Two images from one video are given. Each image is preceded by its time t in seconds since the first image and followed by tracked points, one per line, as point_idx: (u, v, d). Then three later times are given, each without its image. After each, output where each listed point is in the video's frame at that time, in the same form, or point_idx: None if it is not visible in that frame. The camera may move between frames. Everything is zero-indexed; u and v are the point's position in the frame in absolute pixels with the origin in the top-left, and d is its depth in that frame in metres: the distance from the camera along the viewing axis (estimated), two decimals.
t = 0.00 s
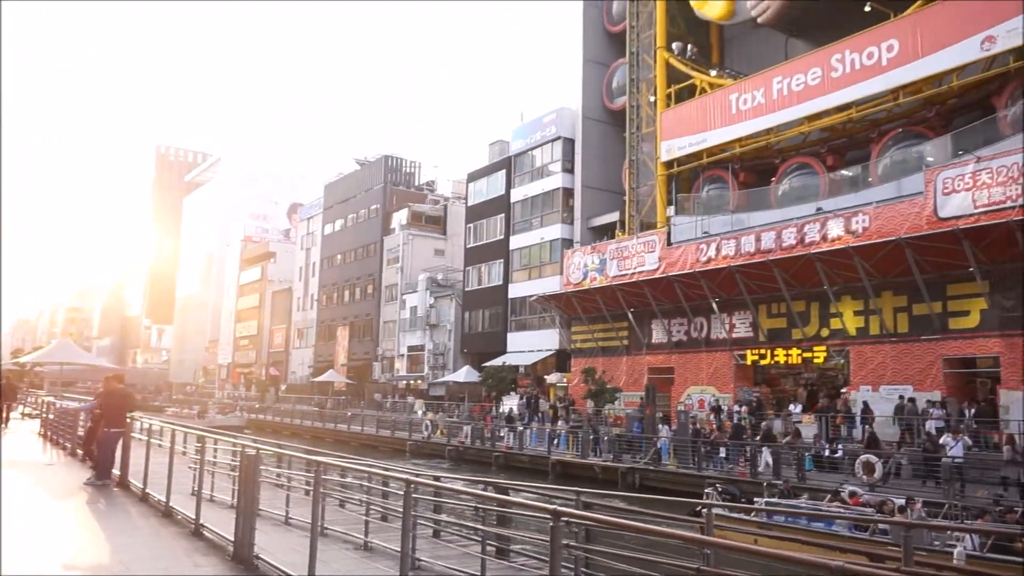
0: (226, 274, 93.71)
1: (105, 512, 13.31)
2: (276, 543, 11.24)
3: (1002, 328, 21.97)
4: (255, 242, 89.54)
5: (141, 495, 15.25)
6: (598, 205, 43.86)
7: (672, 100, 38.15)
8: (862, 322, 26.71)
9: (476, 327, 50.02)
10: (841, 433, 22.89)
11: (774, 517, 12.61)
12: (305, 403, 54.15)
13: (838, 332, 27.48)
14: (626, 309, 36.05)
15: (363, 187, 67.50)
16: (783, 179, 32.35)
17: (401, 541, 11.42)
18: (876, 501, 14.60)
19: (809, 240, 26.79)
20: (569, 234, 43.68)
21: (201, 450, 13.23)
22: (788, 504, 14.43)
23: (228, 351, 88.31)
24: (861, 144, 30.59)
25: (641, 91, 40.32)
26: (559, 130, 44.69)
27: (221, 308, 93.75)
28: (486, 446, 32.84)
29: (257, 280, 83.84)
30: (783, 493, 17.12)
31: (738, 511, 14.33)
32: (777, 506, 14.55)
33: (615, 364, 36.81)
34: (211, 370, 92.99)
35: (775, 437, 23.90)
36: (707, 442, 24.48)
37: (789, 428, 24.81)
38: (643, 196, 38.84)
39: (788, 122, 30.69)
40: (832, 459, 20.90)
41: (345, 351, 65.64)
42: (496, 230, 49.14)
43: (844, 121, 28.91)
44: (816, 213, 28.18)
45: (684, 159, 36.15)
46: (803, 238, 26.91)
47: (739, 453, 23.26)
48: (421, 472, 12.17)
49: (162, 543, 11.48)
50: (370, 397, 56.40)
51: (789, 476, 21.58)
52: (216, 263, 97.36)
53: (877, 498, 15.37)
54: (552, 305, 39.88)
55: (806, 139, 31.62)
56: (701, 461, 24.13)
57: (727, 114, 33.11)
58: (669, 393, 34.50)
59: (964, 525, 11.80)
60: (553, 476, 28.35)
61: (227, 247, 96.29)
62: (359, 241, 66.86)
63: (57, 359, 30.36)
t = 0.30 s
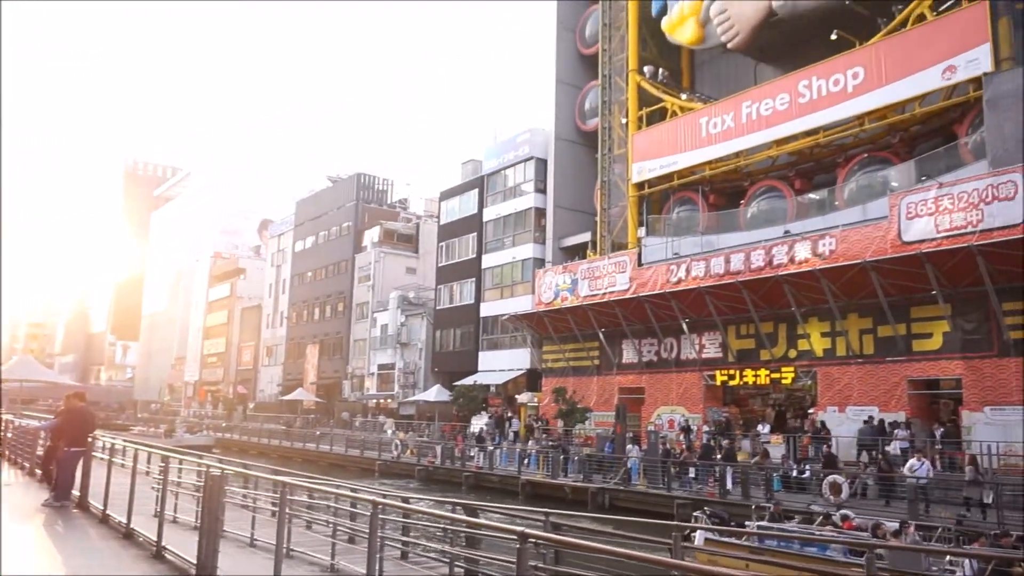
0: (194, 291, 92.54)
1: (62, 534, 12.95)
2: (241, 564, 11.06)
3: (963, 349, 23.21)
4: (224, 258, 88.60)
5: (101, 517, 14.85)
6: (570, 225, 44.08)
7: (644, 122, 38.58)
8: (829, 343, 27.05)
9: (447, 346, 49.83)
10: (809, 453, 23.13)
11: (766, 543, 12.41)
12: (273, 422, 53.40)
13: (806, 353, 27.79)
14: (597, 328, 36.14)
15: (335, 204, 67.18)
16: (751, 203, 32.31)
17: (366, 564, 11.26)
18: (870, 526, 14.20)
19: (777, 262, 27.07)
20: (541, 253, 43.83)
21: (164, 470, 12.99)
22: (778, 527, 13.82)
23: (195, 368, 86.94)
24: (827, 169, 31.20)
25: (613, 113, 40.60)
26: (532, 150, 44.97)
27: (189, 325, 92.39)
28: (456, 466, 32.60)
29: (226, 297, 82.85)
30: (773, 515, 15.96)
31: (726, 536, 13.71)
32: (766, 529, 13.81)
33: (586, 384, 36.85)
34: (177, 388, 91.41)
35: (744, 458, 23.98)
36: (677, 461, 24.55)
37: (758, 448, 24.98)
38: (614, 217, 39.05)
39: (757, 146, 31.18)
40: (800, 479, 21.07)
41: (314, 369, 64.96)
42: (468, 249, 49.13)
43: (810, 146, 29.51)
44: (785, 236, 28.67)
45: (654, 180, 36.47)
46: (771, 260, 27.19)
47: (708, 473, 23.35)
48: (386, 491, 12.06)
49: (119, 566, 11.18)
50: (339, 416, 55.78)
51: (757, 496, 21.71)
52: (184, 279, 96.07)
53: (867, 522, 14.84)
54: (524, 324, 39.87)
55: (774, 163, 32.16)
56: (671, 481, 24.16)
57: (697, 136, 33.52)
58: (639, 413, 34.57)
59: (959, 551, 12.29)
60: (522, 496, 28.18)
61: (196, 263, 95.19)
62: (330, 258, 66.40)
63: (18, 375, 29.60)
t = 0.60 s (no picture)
0: (162, 304, 91.20)
1: (17, 553, 12.56)
2: None
3: (928, 371, 23.65)
4: (194, 271, 87.55)
5: (59, 534, 14.43)
6: (543, 243, 44.23)
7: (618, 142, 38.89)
8: (798, 363, 27.36)
9: (418, 363, 49.58)
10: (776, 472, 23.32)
11: (737, 562, 12.53)
12: (240, 438, 52.59)
13: (775, 373, 28.05)
14: (569, 346, 36.15)
15: (307, 219, 66.79)
16: (722, 224, 32.30)
17: None
18: (861, 548, 14.11)
19: (747, 282, 27.33)
20: (514, 271, 43.85)
21: (125, 485, 12.74)
22: (770, 550, 13.64)
23: (161, 383, 85.51)
24: (796, 192, 31.74)
25: (587, 133, 40.80)
26: (506, 168, 45.09)
27: (156, 338, 90.96)
28: (426, 483, 32.33)
29: (194, 311, 81.80)
30: (763, 537, 15.59)
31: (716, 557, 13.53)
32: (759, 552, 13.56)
33: (558, 402, 36.84)
34: (142, 403, 89.81)
35: (714, 477, 24.06)
36: (647, 480, 24.56)
37: (727, 467, 25.12)
38: (587, 236, 39.04)
39: (729, 168, 31.58)
40: (768, 499, 21.19)
41: (284, 385, 64.27)
42: (441, 265, 49.05)
43: (781, 169, 29.97)
44: (756, 257, 29.21)
45: (627, 200, 36.73)
46: (741, 281, 27.44)
47: (678, 492, 23.43)
48: (351, 509, 11.88)
49: None
50: (307, 433, 55.12)
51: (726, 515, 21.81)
52: (152, 292, 94.64)
53: (860, 545, 14.80)
54: (496, 341, 39.75)
55: (745, 185, 32.62)
56: (640, 500, 24.18)
57: (670, 157, 33.82)
58: (610, 431, 34.61)
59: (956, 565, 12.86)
60: (492, 515, 28.00)
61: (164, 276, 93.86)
62: (301, 273, 65.88)
63: None
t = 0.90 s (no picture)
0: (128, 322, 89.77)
1: None
2: None
3: (893, 396, 23.98)
4: (162, 289, 86.44)
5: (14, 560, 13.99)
6: (517, 265, 44.34)
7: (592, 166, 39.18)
8: (767, 388, 27.60)
9: (389, 384, 49.25)
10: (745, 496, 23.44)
11: None
12: (206, 459, 51.68)
13: (744, 398, 28.27)
14: (540, 369, 36.08)
15: (279, 237, 66.36)
16: (693, 248, 32.77)
17: None
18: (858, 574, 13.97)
19: (717, 307, 27.61)
20: (486, 292, 43.86)
21: (87, 507, 12.47)
22: None
23: (126, 403, 83.92)
24: (765, 218, 32.26)
25: (560, 156, 41.09)
26: (480, 190, 45.29)
27: (121, 357, 89.39)
28: (395, 506, 31.98)
29: (162, 329, 80.60)
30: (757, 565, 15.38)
31: None
32: None
33: (529, 424, 36.76)
34: (105, 423, 88.03)
35: (684, 501, 24.10)
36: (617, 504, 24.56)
37: (697, 491, 25.20)
38: (560, 259, 39.03)
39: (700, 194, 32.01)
40: (736, 523, 21.26)
41: (252, 405, 63.41)
42: (414, 286, 48.91)
43: (750, 195, 30.43)
44: (726, 281, 29.63)
45: (600, 224, 36.97)
46: (712, 305, 27.72)
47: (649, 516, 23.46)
48: (317, 535, 11.67)
49: None
50: (275, 454, 54.33)
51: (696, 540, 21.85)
52: (118, 310, 93.09)
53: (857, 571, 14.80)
54: (467, 363, 39.55)
55: (716, 211, 33.05)
56: (611, 524, 24.16)
57: (642, 182, 34.18)
58: (581, 454, 34.60)
59: None
60: (462, 538, 27.76)
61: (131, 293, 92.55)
62: (272, 292, 65.30)
63: None
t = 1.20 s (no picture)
0: (114, 334, 89.10)
1: None
2: None
3: (880, 412, 24.10)
4: (149, 301, 85.93)
5: None
6: (506, 279, 44.34)
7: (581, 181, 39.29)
8: (755, 403, 27.66)
9: (377, 398, 49.04)
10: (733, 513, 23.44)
11: None
12: (191, 473, 51.23)
13: (732, 413, 28.30)
14: (529, 383, 36.01)
15: (268, 250, 66.21)
16: (681, 264, 32.88)
17: None
18: None
19: (706, 322, 27.70)
20: (475, 306, 43.85)
21: (69, 521, 12.27)
22: None
23: (111, 416, 83.17)
24: (753, 234, 32.47)
25: (550, 171, 41.14)
26: (469, 205, 45.35)
27: (107, 369, 88.66)
28: (382, 521, 31.74)
29: (148, 341, 80.07)
30: None
31: None
32: None
33: (517, 439, 36.64)
34: (89, 436, 87.15)
35: (672, 517, 24.10)
36: (604, 520, 24.55)
37: (685, 507, 25.16)
38: (549, 273, 39.06)
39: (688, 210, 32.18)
40: (723, 539, 21.24)
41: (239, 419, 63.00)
42: (402, 299, 48.83)
43: (738, 211, 30.60)
44: (714, 297, 29.75)
45: (589, 239, 37.06)
46: (700, 320, 27.80)
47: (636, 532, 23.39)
48: (299, 550, 11.29)
49: None
50: (261, 469, 53.91)
51: (684, 556, 21.82)
52: (104, 322, 92.39)
53: None
54: (456, 377, 39.39)
55: (704, 227, 33.22)
56: (598, 539, 24.09)
57: (631, 198, 34.32)
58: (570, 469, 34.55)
59: None
60: (449, 553, 27.59)
61: (117, 304, 91.89)
62: (260, 304, 65.03)
63: None
